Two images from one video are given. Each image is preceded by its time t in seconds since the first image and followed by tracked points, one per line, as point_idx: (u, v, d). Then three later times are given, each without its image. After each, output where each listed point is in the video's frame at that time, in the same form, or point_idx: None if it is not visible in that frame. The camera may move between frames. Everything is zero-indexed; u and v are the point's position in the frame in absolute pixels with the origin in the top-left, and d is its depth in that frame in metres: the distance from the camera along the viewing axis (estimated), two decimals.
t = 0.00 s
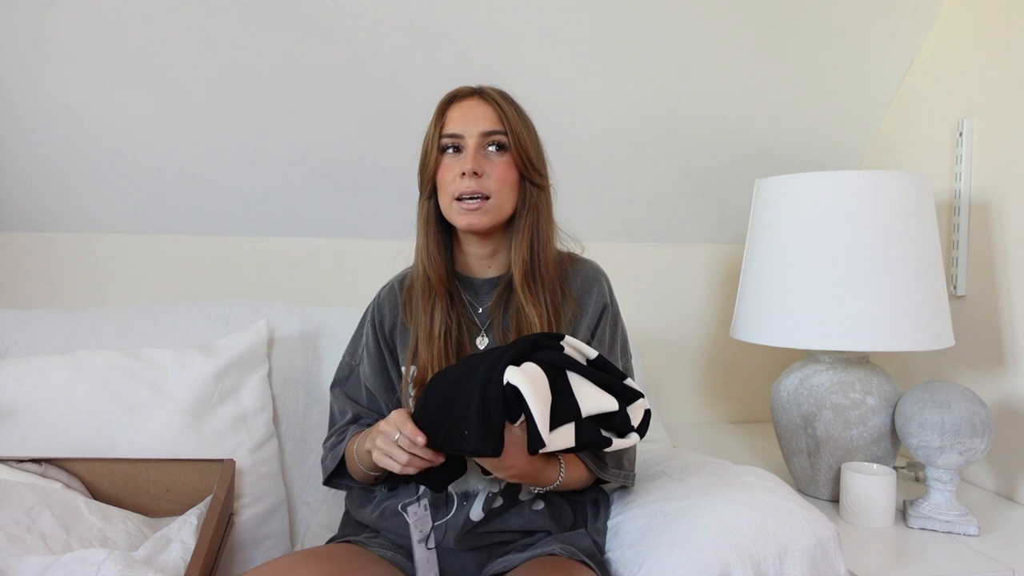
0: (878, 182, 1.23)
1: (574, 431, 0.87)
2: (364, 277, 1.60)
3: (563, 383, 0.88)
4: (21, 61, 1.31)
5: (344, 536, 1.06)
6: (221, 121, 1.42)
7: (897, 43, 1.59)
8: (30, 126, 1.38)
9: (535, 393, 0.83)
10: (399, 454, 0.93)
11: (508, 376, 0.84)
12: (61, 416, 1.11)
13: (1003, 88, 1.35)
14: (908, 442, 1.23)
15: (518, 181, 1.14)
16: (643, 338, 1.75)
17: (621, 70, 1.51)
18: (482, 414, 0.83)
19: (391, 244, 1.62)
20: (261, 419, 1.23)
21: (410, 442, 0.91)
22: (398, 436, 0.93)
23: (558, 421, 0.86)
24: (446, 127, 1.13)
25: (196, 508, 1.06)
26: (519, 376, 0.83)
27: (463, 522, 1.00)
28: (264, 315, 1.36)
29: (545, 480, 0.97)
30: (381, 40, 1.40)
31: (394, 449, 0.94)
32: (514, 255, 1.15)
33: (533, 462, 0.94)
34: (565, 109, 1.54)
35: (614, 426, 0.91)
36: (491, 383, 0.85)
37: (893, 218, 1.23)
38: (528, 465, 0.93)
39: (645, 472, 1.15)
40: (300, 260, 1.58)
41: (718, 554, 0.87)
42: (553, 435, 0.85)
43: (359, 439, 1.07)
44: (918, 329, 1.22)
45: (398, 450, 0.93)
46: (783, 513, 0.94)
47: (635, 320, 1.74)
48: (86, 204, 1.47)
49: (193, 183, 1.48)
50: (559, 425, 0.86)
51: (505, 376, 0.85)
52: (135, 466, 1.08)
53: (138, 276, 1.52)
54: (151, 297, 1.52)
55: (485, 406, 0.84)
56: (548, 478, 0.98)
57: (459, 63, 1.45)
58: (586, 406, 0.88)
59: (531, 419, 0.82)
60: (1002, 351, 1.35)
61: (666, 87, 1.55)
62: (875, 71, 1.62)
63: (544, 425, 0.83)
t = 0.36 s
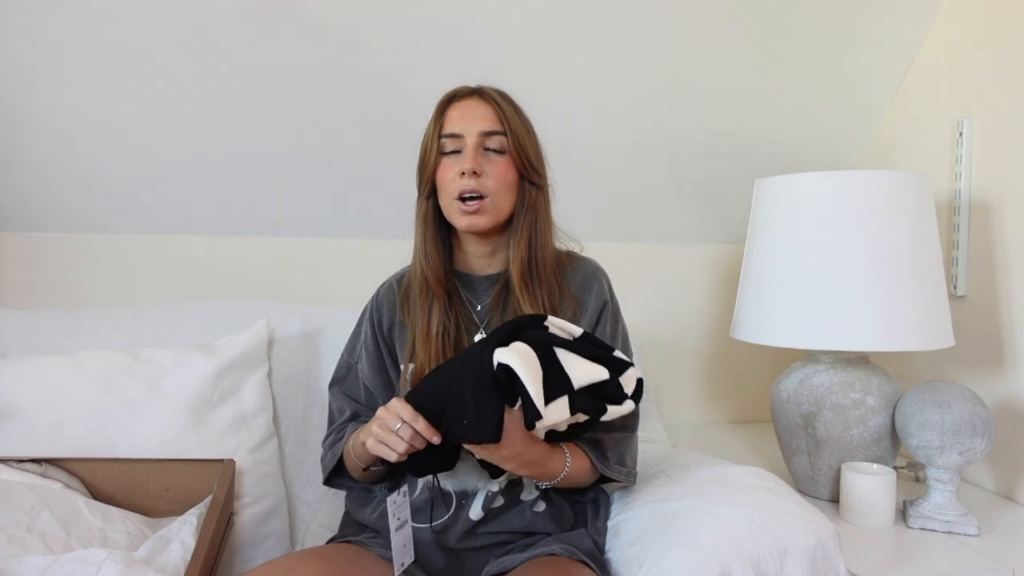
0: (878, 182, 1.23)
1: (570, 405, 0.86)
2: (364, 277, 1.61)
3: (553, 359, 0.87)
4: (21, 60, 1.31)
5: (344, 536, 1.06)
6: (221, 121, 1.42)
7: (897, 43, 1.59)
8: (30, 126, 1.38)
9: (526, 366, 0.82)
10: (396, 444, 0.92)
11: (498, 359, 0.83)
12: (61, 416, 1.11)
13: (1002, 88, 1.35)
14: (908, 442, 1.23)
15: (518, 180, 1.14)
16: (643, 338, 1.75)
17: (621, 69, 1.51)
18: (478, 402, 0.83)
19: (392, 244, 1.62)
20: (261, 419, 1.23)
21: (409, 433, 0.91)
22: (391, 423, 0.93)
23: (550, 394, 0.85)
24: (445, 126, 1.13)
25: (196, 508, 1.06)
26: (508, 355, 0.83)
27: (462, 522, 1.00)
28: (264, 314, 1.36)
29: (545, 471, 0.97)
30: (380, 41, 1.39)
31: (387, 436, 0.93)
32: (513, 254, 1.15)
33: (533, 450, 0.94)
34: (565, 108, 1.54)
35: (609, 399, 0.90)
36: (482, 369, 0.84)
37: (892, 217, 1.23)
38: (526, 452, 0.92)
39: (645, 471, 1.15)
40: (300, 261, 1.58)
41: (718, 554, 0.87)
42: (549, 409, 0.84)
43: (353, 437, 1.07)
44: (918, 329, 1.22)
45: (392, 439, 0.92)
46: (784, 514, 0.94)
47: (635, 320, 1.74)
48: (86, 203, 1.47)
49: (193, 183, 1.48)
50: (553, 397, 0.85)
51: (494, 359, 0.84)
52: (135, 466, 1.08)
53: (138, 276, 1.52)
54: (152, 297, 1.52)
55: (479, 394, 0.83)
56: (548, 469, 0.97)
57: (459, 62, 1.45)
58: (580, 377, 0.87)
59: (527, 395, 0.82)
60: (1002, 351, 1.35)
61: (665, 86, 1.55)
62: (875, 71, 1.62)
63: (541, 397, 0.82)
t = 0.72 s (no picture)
0: (878, 182, 1.23)
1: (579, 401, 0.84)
2: (364, 277, 1.61)
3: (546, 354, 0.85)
4: (20, 60, 1.31)
5: (344, 536, 1.06)
6: (221, 121, 1.42)
7: (897, 44, 1.59)
8: (31, 126, 1.38)
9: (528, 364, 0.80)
10: (402, 418, 0.93)
11: (494, 373, 0.80)
12: (62, 416, 1.11)
13: (1003, 88, 1.35)
14: (908, 442, 1.23)
15: (518, 182, 1.14)
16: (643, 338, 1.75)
17: (621, 70, 1.51)
18: (471, 398, 0.82)
19: (392, 244, 1.62)
20: (261, 419, 1.23)
21: (417, 406, 0.92)
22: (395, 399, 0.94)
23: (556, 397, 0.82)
24: (446, 129, 1.13)
25: (196, 508, 1.06)
26: (507, 365, 0.79)
27: (463, 522, 1.00)
28: (264, 315, 1.36)
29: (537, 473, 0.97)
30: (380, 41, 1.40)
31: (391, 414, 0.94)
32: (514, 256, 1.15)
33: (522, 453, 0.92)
34: (565, 108, 1.54)
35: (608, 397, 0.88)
36: (472, 368, 0.83)
37: (893, 217, 1.23)
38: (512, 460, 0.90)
39: (645, 471, 1.15)
40: (300, 261, 1.58)
41: (718, 554, 0.87)
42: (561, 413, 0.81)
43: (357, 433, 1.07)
44: (918, 329, 1.22)
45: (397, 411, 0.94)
46: (784, 514, 0.94)
47: (635, 320, 1.74)
48: (86, 203, 1.47)
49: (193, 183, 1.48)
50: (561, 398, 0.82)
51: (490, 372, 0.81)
52: (135, 466, 1.08)
53: (138, 276, 1.52)
54: (152, 297, 1.52)
55: (471, 390, 0.82)
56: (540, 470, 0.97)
57: (459, 63, 1.45)
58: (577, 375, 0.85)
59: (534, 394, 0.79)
60: (1002, 351, 1.35)
61: (665, 87, 1.55)
62: (875, 71, 1.62)
63: (551, 400, 0.79)
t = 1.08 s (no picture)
0: (878, 182, 1.23)
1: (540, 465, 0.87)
2: (364, 277, 1.60)
3: (494, 402, 0.86)
4: (19, 60, 1.31)
5: (344, 536, 1.06)
6: (221, 121, 1.42)
7: (897, 44, 1.59)
8: (30, 126, 1.38)
9: (475, 428, 0.82)
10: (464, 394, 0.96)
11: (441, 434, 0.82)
12: (62, 416, 1.11)
13: (1003, 87, 1.35)
14: (908, 442, 1.23)
15: (514, 185, 1.14)
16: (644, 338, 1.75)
17: (621, 69, 1.51)
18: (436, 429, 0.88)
19: (392, 244, 1.62)
20: (261, 419, 1.23)
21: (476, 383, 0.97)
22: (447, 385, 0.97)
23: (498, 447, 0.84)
24: (441, 132, 1.12)
25: (196, 508, 1.06)
26: (449, 426, 0.82)
27: (462, 522, 1.00)
28: (264, 314, 1.36)
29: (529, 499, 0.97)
30: (379, 40, 1.39)
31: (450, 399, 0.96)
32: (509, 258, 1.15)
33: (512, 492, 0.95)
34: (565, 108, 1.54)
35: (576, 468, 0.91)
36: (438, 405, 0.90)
37: (893, 217, 1.23)
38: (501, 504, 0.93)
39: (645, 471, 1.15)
40: (300, 261, 1.57)
41: (718, 554, 0.87)
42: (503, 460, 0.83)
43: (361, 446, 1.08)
44: (918, 330, 1.22)
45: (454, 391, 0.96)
46: (784, 514, 0.94)
47: (635, 320, 1.74)
48: (87, 204, 1.47)
49: (193, 183, 1.48)
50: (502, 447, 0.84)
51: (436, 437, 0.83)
52: (135, 466, 1.08)
53: (138, 276, 1.52)
54: (152, 297, 1.52)
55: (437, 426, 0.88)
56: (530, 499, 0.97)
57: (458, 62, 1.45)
58: (525, 419, 0.85)
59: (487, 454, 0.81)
60: (1002, 351, 1.35)
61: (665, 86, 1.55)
62: (875, 71, 1.62)
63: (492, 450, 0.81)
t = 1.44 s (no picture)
0: (878, 182, 1.23)
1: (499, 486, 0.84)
2: (364, 277, 1.60)
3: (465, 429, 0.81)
4: (20, 59, 1.31)
5: (343, 536, 1.06)
6: (221, 121, 1.42)
7: (897, 44, 1.59)
8: (30, 125, 1.37)
9: (467, 455, 0.78)
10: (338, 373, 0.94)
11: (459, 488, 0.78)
12: (61, 416, 1.11)
13: (1003, 87, 1.35)
14: (908, 442, 1.23)
15: (517, 183, 1.13)
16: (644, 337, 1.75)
17: (621, 70, 1.51)
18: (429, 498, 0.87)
19: (392, 244, 1.62)
20: (261, 419, 1.23)
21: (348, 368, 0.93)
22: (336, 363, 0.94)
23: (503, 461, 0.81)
24: (445, 131, 1.12)
25: (196, 508, 1.06)
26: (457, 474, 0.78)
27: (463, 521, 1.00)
28: (264, 315, 1.35)
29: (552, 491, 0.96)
30: (380, 41, 1.39)
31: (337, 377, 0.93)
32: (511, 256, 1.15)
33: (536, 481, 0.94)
34: (565, 109, 1.54)
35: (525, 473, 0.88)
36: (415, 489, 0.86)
37: (892, 218, 1.23)
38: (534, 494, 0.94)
39: (645, 470, 1.15)
40: (300, 261, 1.57)
41: (718, 554, 0.87)
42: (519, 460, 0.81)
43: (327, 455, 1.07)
44: (917, 329, 1.22)
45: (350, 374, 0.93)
46: (784, 514, 0.94)
47: (635, 320, 1.74)
48: (86, 203, 1.47)
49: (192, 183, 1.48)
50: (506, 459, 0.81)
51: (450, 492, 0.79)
52: (135, 466, 1.08)
53: (138, 276, 1.52)
54: (151, 297, 1.52)
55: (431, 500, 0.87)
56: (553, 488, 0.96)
57: (459, 62, 1.45)
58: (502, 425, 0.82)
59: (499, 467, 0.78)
60: (1002, 351, 1.35)
61: (666, 86, 1.55)
62: (875, 71, 1.62)
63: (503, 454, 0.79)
